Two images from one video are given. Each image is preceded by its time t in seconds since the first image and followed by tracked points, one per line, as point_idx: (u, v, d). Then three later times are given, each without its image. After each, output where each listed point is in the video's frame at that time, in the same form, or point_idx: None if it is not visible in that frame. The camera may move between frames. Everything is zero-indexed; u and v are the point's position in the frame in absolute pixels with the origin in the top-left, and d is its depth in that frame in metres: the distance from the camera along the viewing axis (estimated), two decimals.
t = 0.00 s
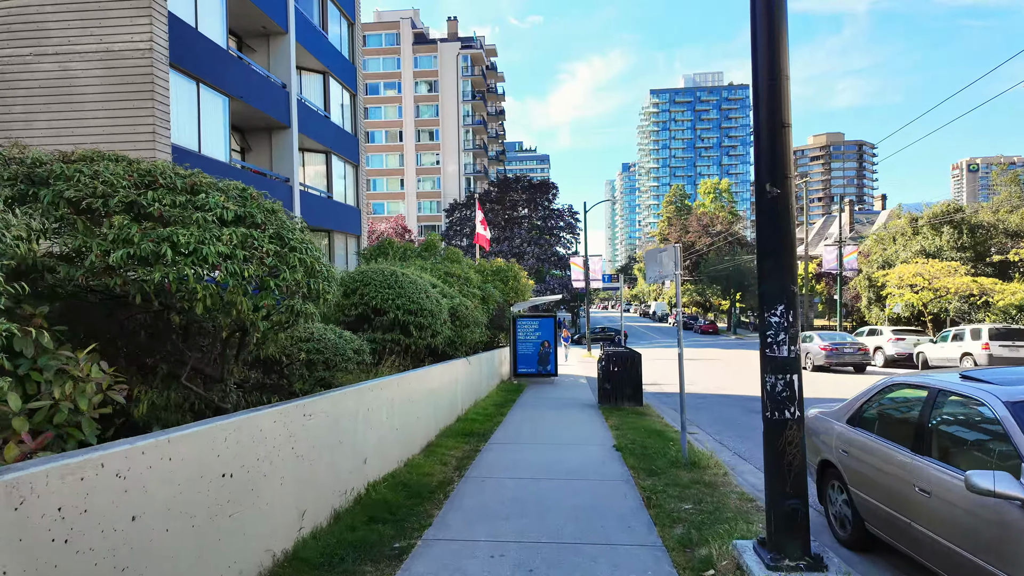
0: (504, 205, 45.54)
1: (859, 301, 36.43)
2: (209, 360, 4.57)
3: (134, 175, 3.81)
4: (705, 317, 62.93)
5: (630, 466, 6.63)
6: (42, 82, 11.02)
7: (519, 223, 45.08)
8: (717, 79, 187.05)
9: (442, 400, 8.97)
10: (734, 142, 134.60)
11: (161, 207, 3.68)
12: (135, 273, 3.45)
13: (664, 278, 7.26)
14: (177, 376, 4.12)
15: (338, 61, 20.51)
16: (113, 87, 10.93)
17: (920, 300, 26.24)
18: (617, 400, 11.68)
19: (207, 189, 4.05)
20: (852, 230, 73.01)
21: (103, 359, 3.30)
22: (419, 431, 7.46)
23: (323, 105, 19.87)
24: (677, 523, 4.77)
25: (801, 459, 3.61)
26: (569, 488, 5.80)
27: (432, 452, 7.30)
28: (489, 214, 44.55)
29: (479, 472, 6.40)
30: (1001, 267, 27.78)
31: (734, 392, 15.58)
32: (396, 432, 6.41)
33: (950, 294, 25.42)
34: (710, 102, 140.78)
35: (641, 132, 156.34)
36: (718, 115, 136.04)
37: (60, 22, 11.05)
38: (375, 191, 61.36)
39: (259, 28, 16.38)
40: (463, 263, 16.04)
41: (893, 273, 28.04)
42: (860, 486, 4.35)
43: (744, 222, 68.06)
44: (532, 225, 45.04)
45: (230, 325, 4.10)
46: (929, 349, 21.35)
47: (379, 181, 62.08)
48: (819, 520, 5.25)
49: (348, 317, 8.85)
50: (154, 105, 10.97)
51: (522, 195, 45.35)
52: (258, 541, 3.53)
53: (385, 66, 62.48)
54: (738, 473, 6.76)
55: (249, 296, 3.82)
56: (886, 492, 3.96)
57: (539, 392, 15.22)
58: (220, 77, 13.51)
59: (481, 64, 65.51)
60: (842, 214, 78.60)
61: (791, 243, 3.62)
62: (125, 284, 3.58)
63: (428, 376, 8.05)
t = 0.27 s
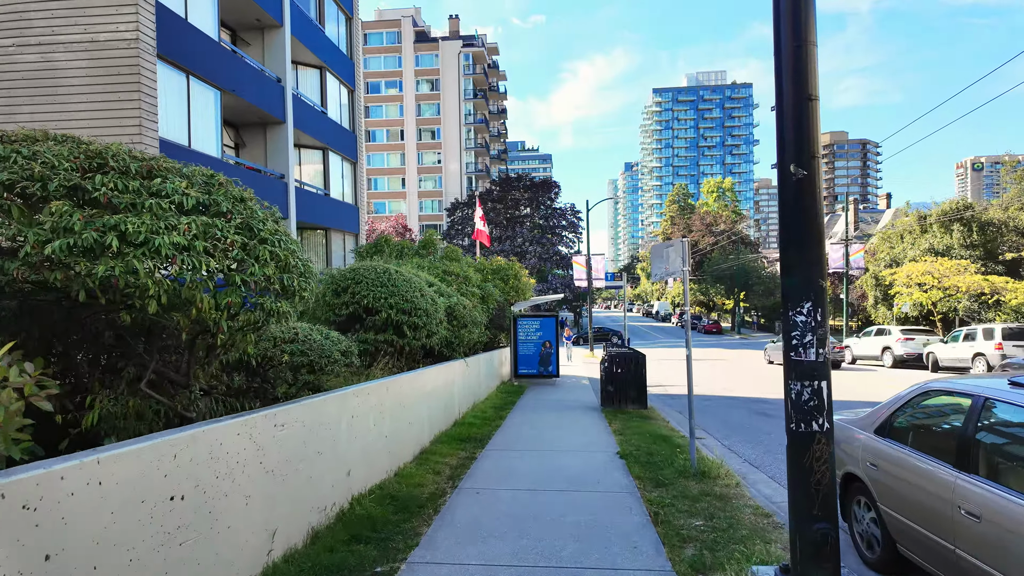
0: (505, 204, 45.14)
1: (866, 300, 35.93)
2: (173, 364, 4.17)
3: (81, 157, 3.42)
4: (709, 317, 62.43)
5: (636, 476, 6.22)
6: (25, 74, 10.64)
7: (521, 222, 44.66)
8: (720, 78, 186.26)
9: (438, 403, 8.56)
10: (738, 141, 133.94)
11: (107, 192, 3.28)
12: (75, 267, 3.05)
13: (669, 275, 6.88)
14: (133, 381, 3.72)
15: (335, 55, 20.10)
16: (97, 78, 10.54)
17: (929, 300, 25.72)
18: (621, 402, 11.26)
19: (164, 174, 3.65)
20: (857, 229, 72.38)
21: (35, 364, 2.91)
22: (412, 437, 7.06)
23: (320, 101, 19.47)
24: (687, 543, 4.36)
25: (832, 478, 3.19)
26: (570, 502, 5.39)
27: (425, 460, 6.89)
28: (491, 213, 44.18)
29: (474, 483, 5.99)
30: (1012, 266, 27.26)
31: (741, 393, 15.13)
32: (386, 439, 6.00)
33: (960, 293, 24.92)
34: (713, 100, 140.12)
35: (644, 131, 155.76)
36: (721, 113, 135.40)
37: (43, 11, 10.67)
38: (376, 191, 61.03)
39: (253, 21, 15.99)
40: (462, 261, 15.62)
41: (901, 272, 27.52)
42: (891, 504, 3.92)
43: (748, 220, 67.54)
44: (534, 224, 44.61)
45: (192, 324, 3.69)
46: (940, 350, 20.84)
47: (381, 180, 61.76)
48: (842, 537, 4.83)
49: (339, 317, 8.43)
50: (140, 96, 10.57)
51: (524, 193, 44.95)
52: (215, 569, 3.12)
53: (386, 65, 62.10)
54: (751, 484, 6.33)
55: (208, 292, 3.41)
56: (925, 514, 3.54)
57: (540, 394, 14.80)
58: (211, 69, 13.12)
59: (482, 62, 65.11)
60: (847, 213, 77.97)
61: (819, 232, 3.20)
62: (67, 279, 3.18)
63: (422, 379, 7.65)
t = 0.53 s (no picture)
0: (508, 203, 44.79)
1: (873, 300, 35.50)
2: (140, 369, 3.78)
3: (27, 137, 3.05)
4: (713, 317, 61.98)
5: (647, 487, 5.83)
6: (10, 65, 10.27)
7: (524, 221, 44.30)
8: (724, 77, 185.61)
9: (437, 407, 8.17)
10: (741, 140, 133.37)
11: (54, 174, 2.90)
12: (12, 258, 2.66)
13: (683, 274, 6.47)
14: (92, 387, 3.34)
15: (334, 50, 19.72)
16: (85, 69, 10.17)
17: (940, 300, 25.24)
18: (627, 405, 10.86)
19: (123, 158, 3.29)
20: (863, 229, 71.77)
21: None
22: (409, 445, 6.65)
23: (319, 96, 19.09)
24: (706, 564, 3.97)
25: (880, 501, 2.78)
26: (577, 517, 4.97)
27: (422, 468, 6.50)
28: (494, 213, 43.84)
29: (473, 495, 5.60)
30: None
31: (750, 395, 14.70)
32: (379, 449, 5.59)
33: (972, 293, 24.49)
34: (717, 100, 139.48)
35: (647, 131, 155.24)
36: (725, 113, 134.83)
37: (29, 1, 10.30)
38: (379, 190, 60.77)
39: (249, 13, 15.62)
40: (463, 259, 15.22)
41: (911, 271, 27.03)
42: (936, 525, 3.51)
43: (752, 220, 67.08)
44: (537, 223, 44.23)
45: (154, 324, 3.29)
46: (952, 351, 20.38)
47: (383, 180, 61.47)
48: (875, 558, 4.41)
49: (333, 317, 8.04)
50: (129, 88, 10.22)
51: (527, 193, 44.60)
52: None
53: (388, 63, 61.73)
54: (771, 496, 5.92)
55: (169, 287, 3.03)
56: (975, 535, 3.15)
57: (543, 396, 14.40)
58: (205, 62, 12.77)
59: (485, 61, 64.76)
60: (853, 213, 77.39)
61: (864, 218, 2.79)
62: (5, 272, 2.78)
63: (419, 382, 7.26)
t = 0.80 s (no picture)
0: (514, 202, 44.40)
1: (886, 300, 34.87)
2: (103, 371, 3.41)
3: None
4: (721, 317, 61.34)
5: (663, 499, 5.43)
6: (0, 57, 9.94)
7: (530, 220, 43.87)
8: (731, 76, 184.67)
9: (439, 411, 7.77)
10: (749, 139, 132.39)
11: None
12: None
13: (698, 270, 6.07)
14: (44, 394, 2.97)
15: (337, 44, 19.36)
16: (75, 59, 9.82)
17: (956, 299, 24.67)
18: (636, 408, 10.46)
19: (74, 135, 2.91)
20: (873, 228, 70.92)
21: None
22: (408, 452, 6.25)
23: (322, 91, 18.74)
24: None
25: (949, 529, 2.36)
26: (588, 534, 4.57)
27: (422, 477, 6.11)
28: (500, 211, 43.47)
29: (475, 507, 5.20)
30: None
31: (763, 397, 14.25)
32: (375, 457, 5.20)
33: (989, 293, 23.89)
34: (724, 98, 138.49)
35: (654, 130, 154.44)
36: (733, 111, 133.90)
37: None
38: (384, 189, 60.52)
39: (250, 6, 15.28)
40: (468, 257, 14.82)
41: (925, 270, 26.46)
42: (999, 555, 3.08)
43: (761, 219, 66.38)
44: (544, 222, 43.79)
45: (111, 322, 2.91)
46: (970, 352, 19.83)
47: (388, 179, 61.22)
48: None
49: (330, 315, 7.66)
50: (121, 78, 9.86)
51: (534, 191, 44.18)
52: None
53: (393, 62, 61.42)
54: (797, 510, 5.50)
55: (123, 278, 2.65)
56: None
57: (549, 398, 13.99)
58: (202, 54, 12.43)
59: (491, 59, 64.35)
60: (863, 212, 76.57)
61: (930, 197, 2.38)
62: None
63: (420, 385, 6.86)
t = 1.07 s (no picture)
0: (515, 202, 44.05)
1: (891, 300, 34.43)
2: (49, 375, 3.07)
3: None
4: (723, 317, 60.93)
5: (670, 510, 5.06)
6: None
7: (531, 220, 43.50)
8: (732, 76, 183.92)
9: (433, 415, 7.40)
10: (751, 139, 131.92)
11: None
12: None
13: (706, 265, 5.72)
14: None
15: (334, 39, 19.01)
16: (58, 50, 9.47)
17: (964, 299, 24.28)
18: (639, 410, 10.10)
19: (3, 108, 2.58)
20: (876, 228, 70.45)
21: None
22: (399, 459, 5.89)
23: (318, 87, 18.39)
24: None
25: (1015, 563, 2.04)
26: (590, 551, 4.21)
27: (414, 486, 5.75)
28: (501, 211, 43.13)
29: (469, 520, 4.85)
30: None
31: (770, 399, 13.88)
32: (360, 465, 4.84)
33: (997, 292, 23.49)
34: (726, 98, 138.02)
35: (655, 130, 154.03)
36: (735, 111, 133.45)
37: None
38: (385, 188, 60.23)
39: None
40: (467, 256, 14.47)
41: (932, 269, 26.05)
42: None
43: (764, 218, 65.97)
44: (545, 222, 43.41)
45: (47, 317, 2.58)
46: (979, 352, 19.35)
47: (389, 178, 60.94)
48: None
49: (319, 314, 7.30)
50: (106, 69, 9.52)
51: (534, 190, 43.82)
52: None
53: (394, 61, 61.09)
54: (814, 522, 5.12)
55: (55, 268, 2.30)
56: None
57: (550, 399, 13.64)
58: (192, 46, 12.09)
59: (492, 57, 64.01)
60: (865, 211, 76.17)
61: (991, 173, 2.05)
62: None
63: (413, 387, 6.50)
